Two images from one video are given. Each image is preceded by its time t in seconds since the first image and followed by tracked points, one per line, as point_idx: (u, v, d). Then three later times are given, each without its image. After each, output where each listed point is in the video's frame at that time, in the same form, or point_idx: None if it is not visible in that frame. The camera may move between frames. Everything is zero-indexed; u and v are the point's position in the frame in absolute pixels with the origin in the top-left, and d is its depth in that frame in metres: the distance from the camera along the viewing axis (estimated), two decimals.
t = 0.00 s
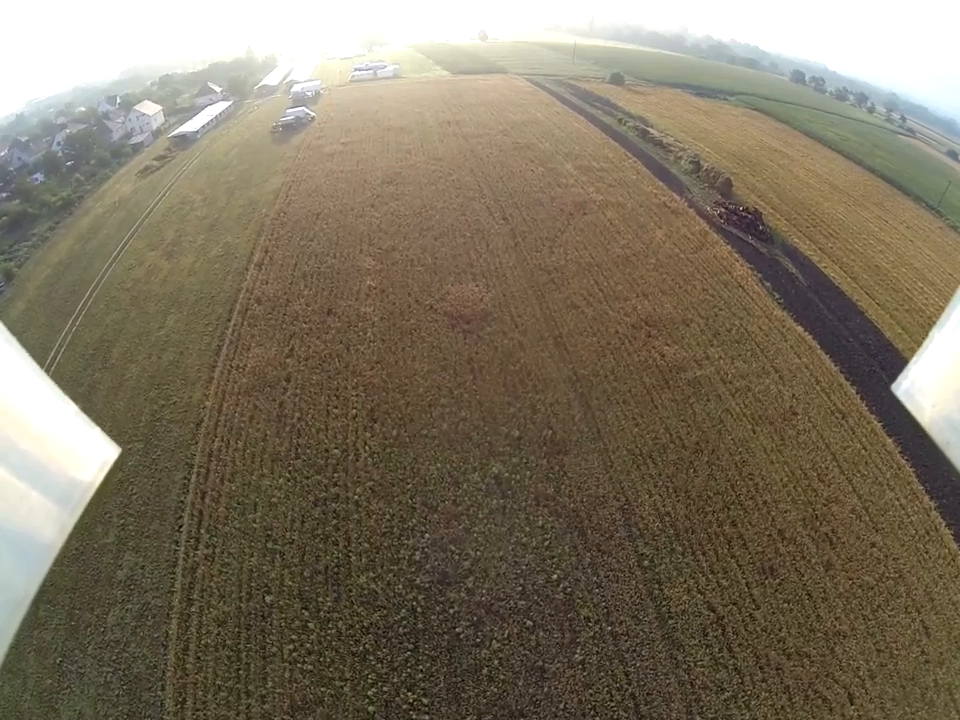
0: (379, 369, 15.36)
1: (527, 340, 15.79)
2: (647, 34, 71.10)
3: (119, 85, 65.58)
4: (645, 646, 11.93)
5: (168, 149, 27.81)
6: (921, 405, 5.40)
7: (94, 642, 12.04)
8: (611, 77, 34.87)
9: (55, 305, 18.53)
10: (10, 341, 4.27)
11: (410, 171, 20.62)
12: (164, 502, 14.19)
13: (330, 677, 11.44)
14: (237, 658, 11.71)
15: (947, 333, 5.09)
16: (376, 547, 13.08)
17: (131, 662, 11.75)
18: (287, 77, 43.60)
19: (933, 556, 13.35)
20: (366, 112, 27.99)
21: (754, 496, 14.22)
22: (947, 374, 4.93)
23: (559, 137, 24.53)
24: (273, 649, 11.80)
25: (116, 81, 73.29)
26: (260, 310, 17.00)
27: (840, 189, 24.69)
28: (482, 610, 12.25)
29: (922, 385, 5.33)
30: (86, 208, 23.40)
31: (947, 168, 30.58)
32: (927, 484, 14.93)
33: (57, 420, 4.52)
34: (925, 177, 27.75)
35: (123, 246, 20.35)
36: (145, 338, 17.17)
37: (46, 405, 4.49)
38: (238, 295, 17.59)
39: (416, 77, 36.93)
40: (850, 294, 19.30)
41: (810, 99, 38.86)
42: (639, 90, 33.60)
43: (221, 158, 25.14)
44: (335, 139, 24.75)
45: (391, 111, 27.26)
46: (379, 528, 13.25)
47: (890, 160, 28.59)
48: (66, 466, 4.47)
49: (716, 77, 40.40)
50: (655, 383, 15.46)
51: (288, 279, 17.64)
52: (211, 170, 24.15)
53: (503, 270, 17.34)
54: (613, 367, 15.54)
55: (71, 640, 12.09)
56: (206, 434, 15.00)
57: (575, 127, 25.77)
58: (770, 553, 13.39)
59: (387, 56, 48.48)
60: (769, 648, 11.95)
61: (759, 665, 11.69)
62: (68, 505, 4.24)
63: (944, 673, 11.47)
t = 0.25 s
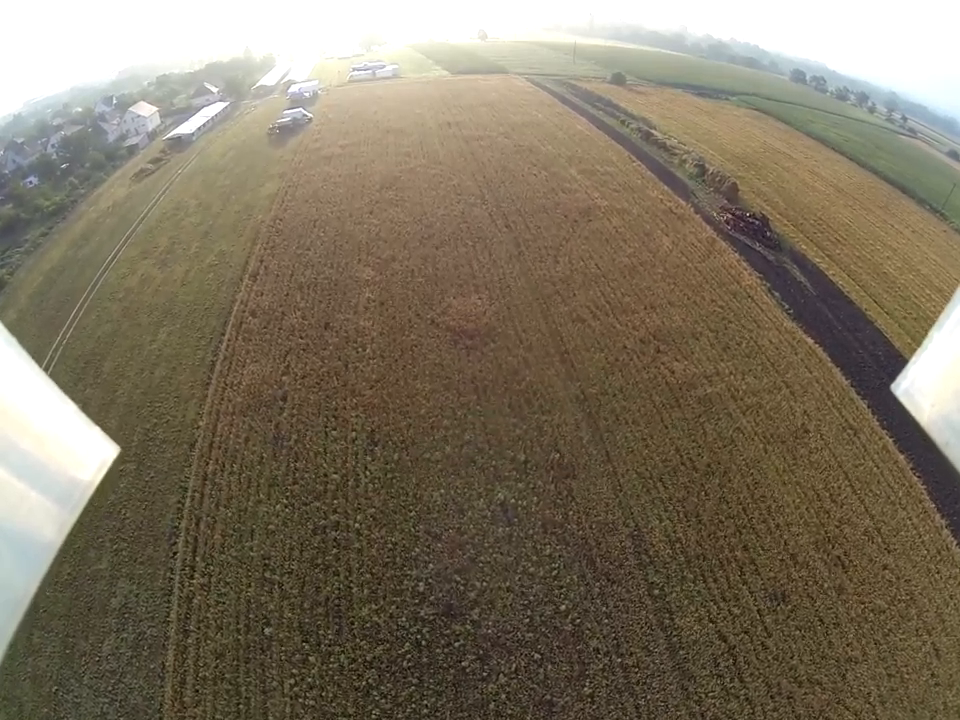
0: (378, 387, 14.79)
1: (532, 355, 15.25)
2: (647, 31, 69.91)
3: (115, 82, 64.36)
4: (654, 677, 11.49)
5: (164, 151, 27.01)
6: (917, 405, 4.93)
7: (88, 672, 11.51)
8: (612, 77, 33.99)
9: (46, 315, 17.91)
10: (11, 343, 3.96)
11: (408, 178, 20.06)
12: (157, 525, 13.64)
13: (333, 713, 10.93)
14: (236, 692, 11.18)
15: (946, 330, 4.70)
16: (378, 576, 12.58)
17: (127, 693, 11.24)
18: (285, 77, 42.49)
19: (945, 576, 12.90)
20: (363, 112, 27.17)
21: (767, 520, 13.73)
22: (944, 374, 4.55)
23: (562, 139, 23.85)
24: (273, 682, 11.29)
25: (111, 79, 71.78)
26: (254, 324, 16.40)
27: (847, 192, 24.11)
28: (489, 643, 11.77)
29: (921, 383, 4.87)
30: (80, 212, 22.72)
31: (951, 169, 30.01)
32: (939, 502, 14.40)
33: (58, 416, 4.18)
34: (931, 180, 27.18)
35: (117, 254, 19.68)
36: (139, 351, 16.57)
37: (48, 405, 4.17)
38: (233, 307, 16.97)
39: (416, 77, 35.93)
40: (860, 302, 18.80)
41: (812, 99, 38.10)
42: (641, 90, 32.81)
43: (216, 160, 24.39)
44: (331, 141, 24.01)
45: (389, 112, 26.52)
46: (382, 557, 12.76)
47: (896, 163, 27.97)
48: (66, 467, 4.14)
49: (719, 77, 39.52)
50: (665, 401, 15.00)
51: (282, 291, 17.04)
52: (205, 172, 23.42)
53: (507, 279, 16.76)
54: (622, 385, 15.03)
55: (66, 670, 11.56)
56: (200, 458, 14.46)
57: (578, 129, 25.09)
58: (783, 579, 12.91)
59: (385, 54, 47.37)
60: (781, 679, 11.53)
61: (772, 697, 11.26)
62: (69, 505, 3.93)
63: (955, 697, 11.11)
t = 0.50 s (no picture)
0: (378, 408, 14.25)
1: (538, 372, 14.72)
2: (646, 29, 68.95)
3: (110, 82, 63.19)
4: (665, 709, 10.99)
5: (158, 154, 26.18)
6: (920, 406, 4.92)
7: (83, 707, 10.88)
8: (613, 77, 33.19)
9: (34, 327, 17.20)
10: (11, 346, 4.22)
11: (407, 186, 19.50)
12: (149, 552, 13.04)
13: None
14: None
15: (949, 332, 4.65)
16: (381, 609, 12.03)
17: None
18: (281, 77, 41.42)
19: None
20: (360, 114, 26.41)
21: (779, 543, 13.23)
22: (947, 375, 4.49)
23: (564, 141, 23.22)
24: None
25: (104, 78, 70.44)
26: (248, 339, 15.81)
27: (854, 196, 23.58)
28: (496, 678, 11.20)
29: (923, 384, 4.83)
30: (73, 218, 22.00)
31: (955, 172, 29.49)
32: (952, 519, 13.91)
33: (57, 419, 4.46)
34: (937, 182, 26.64)
35: (108, 262, 19.00)
36: (131, 367, 15.93)
37: (49, 408, 4.47)
38: (227, 321, 16.37)
39: (414, 77, 35.05)
40: (870, 311, 18.31)
41: (814, 99, 37.38)
42: (642, 91, 32.07)
43: (209, 164, 23.67)
44: (327, 144, 23.32)
45: (386, 114, 25.81)
46: (384, 589, 12.22)
47: (902, 165, 27.38)
48: (65, 469, 4.46)
49: (719, 77, 38.71)
50: (676, 421, 14.54)
51: (278, 305, 16.45)
52: (199, 177, 22.69)
53: (510, 290, 16.19)
54: (631, 404, 14.55)
55: (61, 703, 10.94)
56: (193, 483, 13.89)
57: (579, 130, 24.46)
58: (795, 604, 12.41)
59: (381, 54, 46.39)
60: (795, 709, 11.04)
61: None
62: (67, 507, 4.22)
63: None
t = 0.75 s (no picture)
0: (378, 431, 13.71)
1: (544, 391, 14.18)
2: (647, 26, 67.83)
3: (106, 82, 62.37)
4: None
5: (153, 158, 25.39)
6: (919, 405, 5.58)
7: None
8: (615, 77, 32.39)
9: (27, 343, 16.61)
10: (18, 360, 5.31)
11: (407, 194, 18.92)
12: (142, 578, 12.39)
13: None
14: None
15: (945, 335, 5.34)
16: (383, 642, 11.41)
17: None
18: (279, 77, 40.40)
19: None
20: (358, 115, 25.68)
21: (791, 568, 12.64)
22: (944, 376, 5.14)
23: (568, 143, 22.59)
24: None
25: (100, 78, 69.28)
26: (243, 356, 15.23)
27: (863, 200, 22.98)
28: (504, 716, 10.58)
29: (923, 384, 5.49)
30: (65, 223, 21.31)
31: None
32: None
33: (56, 429, 5.48)
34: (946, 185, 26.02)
35: (99, 271, 18.34)
36: (123, 383, 15.32)
37: (48, 423, 5.44)
38: (222, 335, 15.77)
39: (414, 77, 34.21)
40: (884, 320, 17.74)
41: (817, 100, 36.67)
42: (645, 92, 31.35)
43: (204, 168, 22.96)
44: (324, 148, 22.62)
45: (384, 115, 25.07)
46: (387, 622, 11.63)
47: (910, 168, 26.74)
48: (66, 470, 5.46)
49: (722, 77, 37.94)
50: (687, 443, 14.10)
51: (274, 319, 15.86)
52: (193, 183, 22.01)
53: (514, 303, 15.61)
54: (640, 425, 14.09)
55: None
56: (187, 510, 13.30)
57: (583, 132, 23.80)
58: (808, 629, 11.83)
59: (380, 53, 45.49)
60: None
61: None
62: (65, 506, 5.16)
63: None
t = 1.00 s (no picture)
0: (380, 455, 13.20)
1: (552, 413, 13.67)
2: (646, 24, 66.90)
3: (103, 81, 59.43)
4: None
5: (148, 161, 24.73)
6: (916, 401, 6.01)
7: None
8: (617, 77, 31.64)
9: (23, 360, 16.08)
10: (15, 352, 4.77)
11: (408, 202, 18.35)
12: (134, 608, 11.79)
13: None
14: None
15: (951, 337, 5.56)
16: (386, 679, 10.82)
17: None
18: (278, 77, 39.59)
19: None
20: (356, 116, 25.01)
21: (804, 593, 12.12)
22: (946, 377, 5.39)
23: (572, 147, 21.98)
24: None
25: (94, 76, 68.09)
26: (239, 374, 14.67)
27: (872, 204, 22.42)
28: None
29: (923, 385, 5.83)
30: (57, 229, 20.70)
31: None
32: None
33: (56, 425, 4.93)
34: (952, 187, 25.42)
35: (92, 281, 17.72)
36: (116, 401, 14.72)
37: (49, 415, 4.91)
38: (217, 351, 15.19)
39: (415, 77, 33.41)
40: (898, 330, 17.21)
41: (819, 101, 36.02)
42: (648, 93, 30.64)
43: (198, 173, 22.25)
44: (321, 152, 21.95)
45: (382, 118, 24.39)
46: (390, 657, 11.05)
47: (918, 171, 26.14)
48: (65, 471, 4.93)
49: (724, 78, 37.23)
50: (699, 466, 13.68)
51: (270, 335, 15.28)
52: (187, 188, 21.32)
53: (520, 318, 15.08)
54: (650, 448, 13.66)
55: None
56: (181, 538, 12.71)
57: (587, 135, 23.17)
58: (820, 657, 11.30)
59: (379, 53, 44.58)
60: None
61: None
62: (66, 512, 4.66)
63: None
